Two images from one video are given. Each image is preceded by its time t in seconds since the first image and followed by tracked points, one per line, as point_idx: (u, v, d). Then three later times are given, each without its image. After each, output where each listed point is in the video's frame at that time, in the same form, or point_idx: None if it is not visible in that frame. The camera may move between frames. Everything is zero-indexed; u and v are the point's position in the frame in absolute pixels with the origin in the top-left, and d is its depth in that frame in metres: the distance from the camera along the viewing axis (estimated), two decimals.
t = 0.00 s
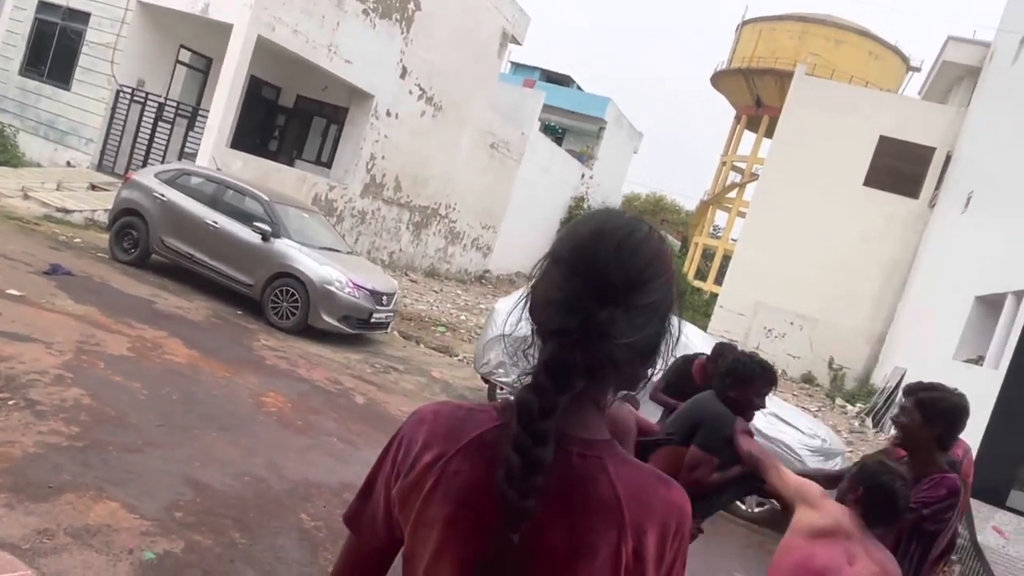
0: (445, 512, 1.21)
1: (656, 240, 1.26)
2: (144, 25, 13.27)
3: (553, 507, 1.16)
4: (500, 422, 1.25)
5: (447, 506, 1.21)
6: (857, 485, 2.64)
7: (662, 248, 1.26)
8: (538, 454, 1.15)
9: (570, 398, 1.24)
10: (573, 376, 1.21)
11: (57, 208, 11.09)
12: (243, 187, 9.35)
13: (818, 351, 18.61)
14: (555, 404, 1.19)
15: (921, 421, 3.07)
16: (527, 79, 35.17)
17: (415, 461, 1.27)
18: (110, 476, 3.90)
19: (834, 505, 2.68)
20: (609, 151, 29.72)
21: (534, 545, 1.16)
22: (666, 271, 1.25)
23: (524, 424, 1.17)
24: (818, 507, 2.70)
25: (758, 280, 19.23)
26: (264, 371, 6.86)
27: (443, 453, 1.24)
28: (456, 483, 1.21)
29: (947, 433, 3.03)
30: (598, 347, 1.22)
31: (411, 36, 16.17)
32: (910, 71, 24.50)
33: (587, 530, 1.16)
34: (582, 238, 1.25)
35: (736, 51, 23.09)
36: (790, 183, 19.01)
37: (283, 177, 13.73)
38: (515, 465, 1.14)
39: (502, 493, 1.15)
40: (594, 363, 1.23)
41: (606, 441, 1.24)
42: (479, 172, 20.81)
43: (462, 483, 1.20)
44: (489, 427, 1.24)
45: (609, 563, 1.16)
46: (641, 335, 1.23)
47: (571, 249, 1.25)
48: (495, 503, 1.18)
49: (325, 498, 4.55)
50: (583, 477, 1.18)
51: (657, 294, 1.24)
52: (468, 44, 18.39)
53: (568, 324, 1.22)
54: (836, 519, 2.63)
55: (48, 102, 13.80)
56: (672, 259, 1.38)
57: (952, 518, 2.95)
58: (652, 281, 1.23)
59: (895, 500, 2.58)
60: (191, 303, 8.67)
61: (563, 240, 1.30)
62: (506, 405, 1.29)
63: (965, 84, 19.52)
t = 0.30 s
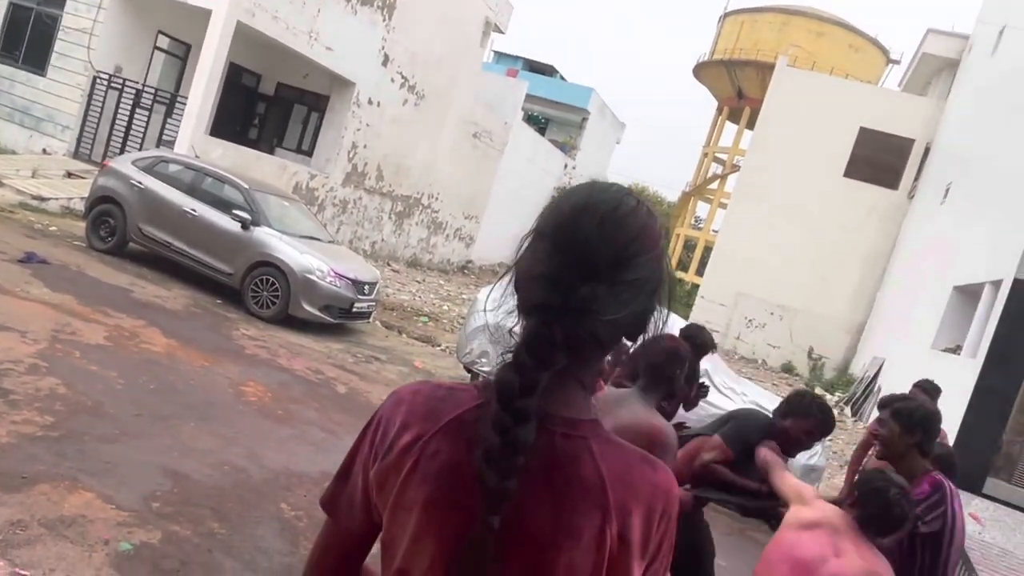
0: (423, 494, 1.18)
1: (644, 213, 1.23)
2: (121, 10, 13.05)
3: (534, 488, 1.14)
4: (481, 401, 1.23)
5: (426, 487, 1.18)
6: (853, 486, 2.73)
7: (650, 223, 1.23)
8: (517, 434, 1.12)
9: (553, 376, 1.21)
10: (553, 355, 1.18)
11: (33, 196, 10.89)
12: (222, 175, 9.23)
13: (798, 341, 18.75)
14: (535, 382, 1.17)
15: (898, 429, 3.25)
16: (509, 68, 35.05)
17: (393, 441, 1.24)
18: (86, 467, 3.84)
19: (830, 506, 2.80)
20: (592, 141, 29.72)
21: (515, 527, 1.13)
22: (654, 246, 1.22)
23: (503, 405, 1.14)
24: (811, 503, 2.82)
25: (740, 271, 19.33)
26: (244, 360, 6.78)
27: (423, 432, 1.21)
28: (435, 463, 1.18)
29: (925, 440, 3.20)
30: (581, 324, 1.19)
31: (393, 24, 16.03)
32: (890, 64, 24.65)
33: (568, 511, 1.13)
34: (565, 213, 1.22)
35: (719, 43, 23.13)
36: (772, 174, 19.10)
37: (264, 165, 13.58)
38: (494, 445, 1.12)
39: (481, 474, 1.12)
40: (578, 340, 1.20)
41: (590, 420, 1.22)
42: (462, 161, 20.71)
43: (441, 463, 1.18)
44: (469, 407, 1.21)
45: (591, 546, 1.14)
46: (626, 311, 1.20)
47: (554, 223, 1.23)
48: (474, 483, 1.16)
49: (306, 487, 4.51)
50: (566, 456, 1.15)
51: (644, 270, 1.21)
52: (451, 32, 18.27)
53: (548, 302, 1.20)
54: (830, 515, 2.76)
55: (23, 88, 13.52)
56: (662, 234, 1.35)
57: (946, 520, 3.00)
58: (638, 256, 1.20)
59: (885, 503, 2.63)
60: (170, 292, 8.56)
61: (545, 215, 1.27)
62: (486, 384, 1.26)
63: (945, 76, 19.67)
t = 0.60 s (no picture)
0: (416, 509, 1.13)
1: (657, 206, 1.17)
2: None
3: (536, 502, 1.09)
4: (479, 409, 1.17)
5: (419, 502, 1.13)
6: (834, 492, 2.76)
7: (664, 219, 1.17)
8: (516, 446, 1.07)
9: (557, 382, 1.16)
10: (557, 359, 1.13)
11: (9, 185, 10.67)
12: (203, 164, 9.09)
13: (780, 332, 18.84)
14: (537, 388, 1.11)
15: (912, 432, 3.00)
16: (493, 58, 34.87)
17: (385, 452, 1.19)
18: (63, 463, 3.75)
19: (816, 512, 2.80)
20: (576, 131, 29.66)
21: (514, 544, 1.09)
22: (666, 243, 1.17)
23: (501, 414, 1.09)
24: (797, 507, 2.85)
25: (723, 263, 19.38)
26: (226, 353, 6.69)
27: (416, 443, 1.16)
28: (428, 478, 1.13)
29: (940, 435, 2.93)
30: (588, 325, 1.14)
31: (376, 12, 15.86)
32: (872, 56, 24.77)
33: (573, 530, 1.09)
34: (572, 207, 1.16)
35: (702, 34, 23.11)
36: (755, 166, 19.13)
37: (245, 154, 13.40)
38: (491, 457, 1.07)
39: (477, 488, 1.07)
40: (583, 342, 1.15)
41: (596, 431, 1.17)
42: (446, 152, 20.57)
43: (434, 477, 1.13)
44: (467, 416, 1.16)
45: (597, 566, 1.10)
46: (635, 313, 1.15)
47: (560, 215, 1.17)
48: (470, 498, 1.11)
49: (288, 483, 4.44)
50: (570, 470, 1.11)
51: (656, 269, 1.15)
52: (435, 21, 18.11)
53: (552, 301, 1.14)
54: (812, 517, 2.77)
55: None
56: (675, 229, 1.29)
57: (962, 531, 2.73)
58: (649, 254, 1.14)
59: (860, 510, 2.65)
60: (150, 283, 8.42)
61: (550, 209, 1.21)
62: (483, 389, 1.21)
63: (927, 69, 19.77)
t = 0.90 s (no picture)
0: (438, 521, 1.09)
1: (691, 200, 1.14)
2: None
3: (565, 514, 1.06)
4: (503, 415, 1.14)
5: (440, 514, 1.10)
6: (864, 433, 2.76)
7: (699, 214, 1.15)
8: (545, 452, 1.03)
9: (585, 387, 1.13)
10: (588, 360, 1.10)
11: None
12: (188, 155, 8.97)
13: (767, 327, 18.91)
14: (567, 393, 1.08)
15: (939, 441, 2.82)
16: (480, 51, 34.71)
17: (404, 461, 1.15)
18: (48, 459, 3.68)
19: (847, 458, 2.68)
20: (564, 125, 29.61)
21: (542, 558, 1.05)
22: (701, 239, 1.14)
23: (529, 420, 1.06)
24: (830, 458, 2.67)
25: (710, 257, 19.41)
26: (212, 346, 6.61)
27: (437, 451, 1.12)
28: (450, 487, 1.10)
29: (965, 447, 2.75)
30: (622, 324, 1.10)
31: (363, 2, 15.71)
32: (857, 52, 24.88)
33: (604, 543, 1.06)
34: (603, 201, 1.13)
35: (689, 28, 23.10)
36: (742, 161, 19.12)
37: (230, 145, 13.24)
38: (518, 464, 1.03)
39: (503, 497, 1.03)
40: (615, 342, 1.11)
41: (628, 438, 1.13)
42: (434, 144, 20.46)
43: (457, 488, 1.09)
44: (490, 423, 1.12)
45: None
46: (671, 312, 1.11)
47: (591, 209, 1.14)
48: (496, 507, 1.07)
49: (277, 479, 4.38)
50: (602, 481, 1.07)
51: (691, 266, 1.12)
52: (422, 12, 17.97)
53: (582, 298, 1.11)
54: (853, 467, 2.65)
55: None
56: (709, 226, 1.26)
57: (973, 553, 2.55)
58: (684, 251, 1.12)
59: (899, 442, 2.66)
60: (135, 276, 8.30)
61: (578, 203, 1.18)
62: (507, 395, 1.17)
63: (913, 65, 19.87)
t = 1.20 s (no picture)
0: (439, 525, 1.07)
1: (698, 194, 1.12)
2: None
3: (571, 518, 1.04)
4: (507, 417, 1.11)
5: (442, 518, 1.07)
6: (833, 408, 2.80)
7: (707, 210, 1.12)
8: (551, 454, 1.01)
9: (592, 387, 1.10)
10: (595, 360, 1.07)
11: None
12: (176, 148, 8.89)
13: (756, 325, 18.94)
14: (574, 394, 1.05)
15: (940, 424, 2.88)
16: (470, 48, 34.60)
17: (405, 464, 1.12)
18: (32, 457, 3.62)
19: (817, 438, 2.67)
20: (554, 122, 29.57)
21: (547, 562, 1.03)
22: (709, 235, 1.11)
23: (534, 421, 1.03)
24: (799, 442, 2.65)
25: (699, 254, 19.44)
26: (199, 342, 6.54)
27: (439, 453, 1.09)
28: (454, 490, 1.07)
29: (968, 435, 2.78)
30: (630, 322, 1.08)
31: None
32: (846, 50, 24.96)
33: (611, 548, 1.03)
34: (607, 195, 1.11)
35: (679, 25, 23.10)
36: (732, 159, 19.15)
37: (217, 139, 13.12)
38: (524, 467, 1.01)
39: (507, 500, 1.01)
40: (624, 341, 1.08)
41: (634, 440, 1.11)
42: (423, 140, 20.37)
43: (460, 491, 1.06)
44: (494, 425, 1.10)
45: None
46: (679, 309, 1.09)
47: (596, 205, 1.12)
48: (500, 510, 1.05)
49: (264, 477, 4.33)
50: (609, 485, 1.05)
51: (698, 263, 1.10)
52: (412, 7, 17.87)
53: (587, 295, 1.08)
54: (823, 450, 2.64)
55: None
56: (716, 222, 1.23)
57: (966, 534, 2.59)
58: (692, 247, 1.09)
59: (870, 417, 2.73)
60: (121, 271, 8.21)
61: (583, 198, 1.15)
62: (510, 396, 1.15)
63: (902, 64, 19.93)
